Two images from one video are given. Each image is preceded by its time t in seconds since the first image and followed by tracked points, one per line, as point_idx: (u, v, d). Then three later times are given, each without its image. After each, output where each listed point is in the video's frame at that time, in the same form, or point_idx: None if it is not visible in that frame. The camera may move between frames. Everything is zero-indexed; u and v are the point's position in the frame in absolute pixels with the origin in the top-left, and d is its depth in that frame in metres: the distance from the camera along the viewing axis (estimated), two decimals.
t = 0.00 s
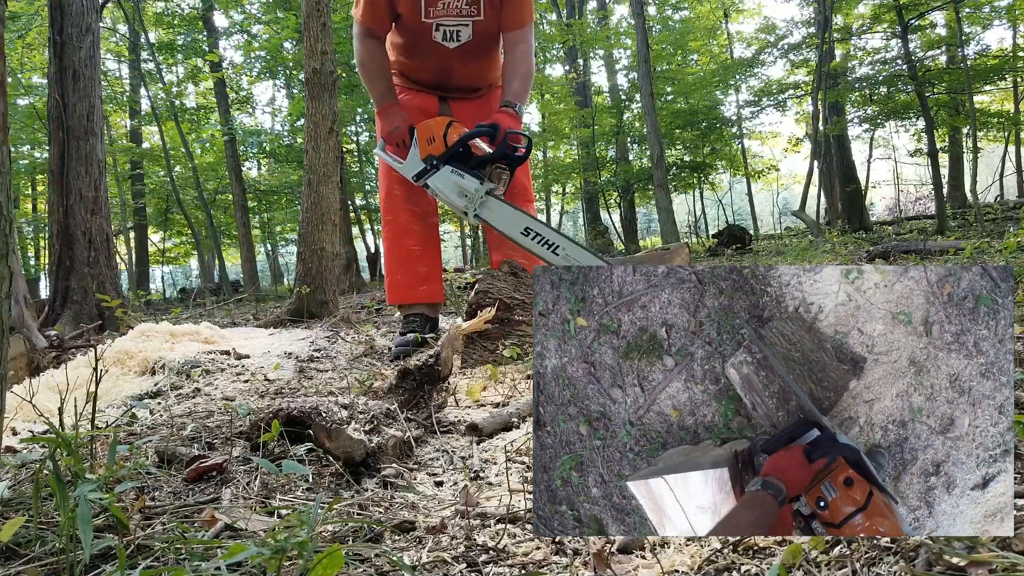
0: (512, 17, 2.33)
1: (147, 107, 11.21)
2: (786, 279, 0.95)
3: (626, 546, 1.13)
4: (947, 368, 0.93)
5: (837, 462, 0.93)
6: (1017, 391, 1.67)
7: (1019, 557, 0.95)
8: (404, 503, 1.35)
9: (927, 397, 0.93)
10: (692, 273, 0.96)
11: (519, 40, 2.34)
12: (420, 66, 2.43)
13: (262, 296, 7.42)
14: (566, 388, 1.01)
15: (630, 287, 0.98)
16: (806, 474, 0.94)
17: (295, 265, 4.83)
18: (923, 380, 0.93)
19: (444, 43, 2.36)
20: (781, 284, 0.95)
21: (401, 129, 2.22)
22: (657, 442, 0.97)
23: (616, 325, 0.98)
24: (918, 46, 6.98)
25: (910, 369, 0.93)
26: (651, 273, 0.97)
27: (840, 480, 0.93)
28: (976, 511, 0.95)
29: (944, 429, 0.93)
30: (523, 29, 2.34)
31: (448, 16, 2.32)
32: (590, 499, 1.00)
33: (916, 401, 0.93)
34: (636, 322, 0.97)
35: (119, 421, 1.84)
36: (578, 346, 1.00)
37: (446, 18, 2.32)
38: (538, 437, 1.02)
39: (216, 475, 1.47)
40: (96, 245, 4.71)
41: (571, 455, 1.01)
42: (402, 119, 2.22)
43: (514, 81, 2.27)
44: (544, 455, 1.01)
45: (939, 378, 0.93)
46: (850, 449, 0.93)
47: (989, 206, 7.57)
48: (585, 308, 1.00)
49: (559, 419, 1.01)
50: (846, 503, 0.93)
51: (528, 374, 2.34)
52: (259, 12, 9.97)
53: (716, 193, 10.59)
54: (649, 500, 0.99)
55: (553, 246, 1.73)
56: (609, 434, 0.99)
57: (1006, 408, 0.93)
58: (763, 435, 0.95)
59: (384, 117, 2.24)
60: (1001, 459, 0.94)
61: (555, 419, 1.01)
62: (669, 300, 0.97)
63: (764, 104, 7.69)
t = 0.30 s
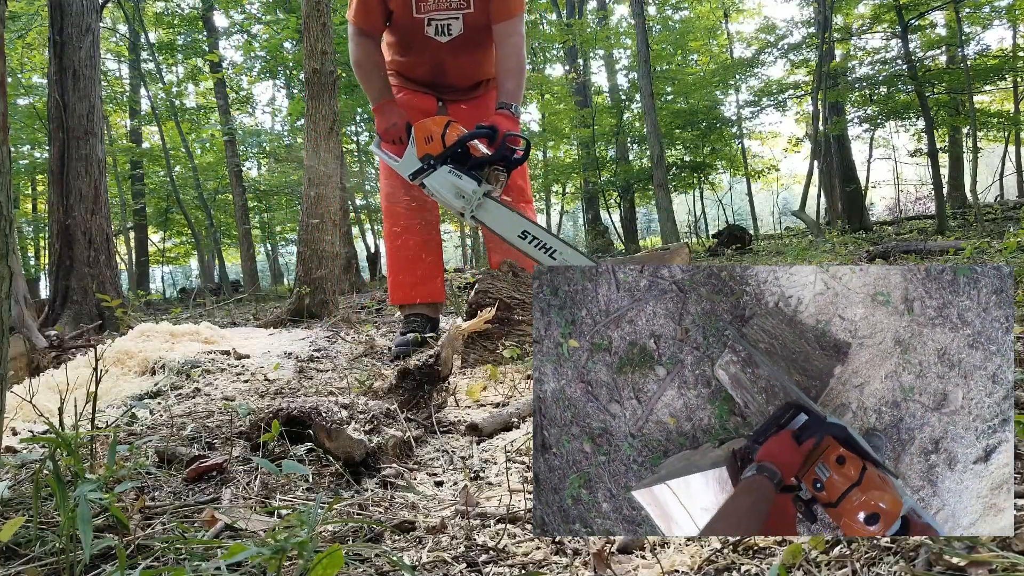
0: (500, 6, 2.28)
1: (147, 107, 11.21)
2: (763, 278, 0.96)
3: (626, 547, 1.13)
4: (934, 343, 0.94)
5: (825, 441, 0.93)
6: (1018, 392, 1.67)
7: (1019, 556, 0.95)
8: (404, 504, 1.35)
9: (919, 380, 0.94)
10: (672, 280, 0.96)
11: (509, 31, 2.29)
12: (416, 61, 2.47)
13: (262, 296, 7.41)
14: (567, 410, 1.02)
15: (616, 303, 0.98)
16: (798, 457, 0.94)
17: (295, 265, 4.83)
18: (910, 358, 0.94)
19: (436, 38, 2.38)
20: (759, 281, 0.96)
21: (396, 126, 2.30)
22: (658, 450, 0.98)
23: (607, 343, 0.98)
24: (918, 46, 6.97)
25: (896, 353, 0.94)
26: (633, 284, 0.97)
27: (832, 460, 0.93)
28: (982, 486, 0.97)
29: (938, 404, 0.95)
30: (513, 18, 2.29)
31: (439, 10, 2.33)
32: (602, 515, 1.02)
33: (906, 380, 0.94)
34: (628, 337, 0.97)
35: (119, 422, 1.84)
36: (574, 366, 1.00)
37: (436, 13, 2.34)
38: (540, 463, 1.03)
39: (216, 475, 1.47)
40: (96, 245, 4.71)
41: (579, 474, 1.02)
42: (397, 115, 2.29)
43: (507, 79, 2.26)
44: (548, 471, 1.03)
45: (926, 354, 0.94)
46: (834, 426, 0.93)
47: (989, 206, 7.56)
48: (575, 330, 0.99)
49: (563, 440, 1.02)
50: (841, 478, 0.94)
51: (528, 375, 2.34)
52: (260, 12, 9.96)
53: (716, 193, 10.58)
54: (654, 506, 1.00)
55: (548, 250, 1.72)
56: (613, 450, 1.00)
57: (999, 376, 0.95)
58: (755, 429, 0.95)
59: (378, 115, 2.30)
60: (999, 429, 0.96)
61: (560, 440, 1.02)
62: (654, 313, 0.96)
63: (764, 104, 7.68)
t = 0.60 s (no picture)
0: (496, 6, 2.28)
1: (147, 107, 11.21)
2: (732, 279, 0.96)
3: (626, 547, 1.13)
4: (913, 319, 0.93)
5: (817, 437, 0.95)
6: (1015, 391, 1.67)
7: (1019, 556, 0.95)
8: (405, 503, 1.35)
9: (905, 361, 0.94)
10: (645, 295, 0.97)
11: (506, 28, 2.30)
12: (416, 64, 2.48)
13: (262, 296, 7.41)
14: (561, 437, 1.01)
15: (594, 325, 0.98)
16: (791, 454, 0.96)
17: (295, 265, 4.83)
18: (890, 338, 0.93)
19: (436, 40, 2.40)
20: (729, 282, 0.96)
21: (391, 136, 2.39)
22: (655, 464, 0.98)
23: (590, 365, 0.98)
24: (918, 46, 6.96)
25: (877, 337, 0.93)
26: (606, 303, 0.98)
27: (825, 454, 0.94)
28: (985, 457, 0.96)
29: (927, 379, 0.94)
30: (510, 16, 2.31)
31: (437, 13, 2.35)
32: (606, 527, 1.02)
33: (889, 360, 0.93)
34: (610, 356, 0.97)
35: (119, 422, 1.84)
36: (561, 394, 1.00)
37: (435, 15, 2.36)
38: (541, 492, 1.03)
39: (216, 475, 1.47)
40: (96, 245, 4.71)
41: (581, 500, 1.02)
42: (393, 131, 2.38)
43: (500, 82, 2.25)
44: (547, 498, 1.03)
45: (907, 332, 0.93)
46: (825, 421, 0.95)
47: (989, 206, 7.56)
48: (557, 357, 1.01)
49: (560, 468, 1.02)
50: (835, 471, 0.95)
51: (528, 374, 2.34)
52: (259, 12, 9.97)
53: (716, 193, 10.58)
54: (656, 521, 1.01)
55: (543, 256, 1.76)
56: (611, 471, 1.00)
57: (984, 343, 0.94)
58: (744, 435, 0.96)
59: (374, 130, 2.39)
60: (992, 396, 0.95)
61: (557, 469, 1.01)
62: (631, 329, 0.97)
63: (764, 104, 7.68)
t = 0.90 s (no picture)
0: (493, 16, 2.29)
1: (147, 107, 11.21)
2: (732, 276, 0.96)
3: (626, 546, 1.13)
4: (925, 311, 0.93)
5: (821, 445, 0.95)
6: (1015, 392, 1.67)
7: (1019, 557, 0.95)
8: (405, 503, 1.35)
9: (920, 356, 0.94)
10: (645, 299, 0.98)
11: (502, 39, 2.30)
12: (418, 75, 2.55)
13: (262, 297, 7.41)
14: (571, 443, 1.02)
15: (598, 332, 0.99)
16: (796, 464, 0.96)
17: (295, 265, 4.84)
18: (900, 337, 0.93)
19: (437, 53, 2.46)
20: (728, 280, 0.97)
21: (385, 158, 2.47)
22: (663, 473, 0.99)
23: (595, 372, 0.99)
24: (918, 46, 6.96)
25: (886, 331, 0.93)
26: (608, 309, 0.99)
27: (830, 460, 0.94)
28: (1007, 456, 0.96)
29: (944, 375, 0.94)
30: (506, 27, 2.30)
31: (437, 26, 2.41)
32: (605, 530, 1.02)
33: (899, 354, 0.93)
34: (615, 362, 0.98)
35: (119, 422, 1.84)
36: (570, 401, 1.01)
37: (435, 28, 2.42)
38: (552, 498, 1.03)
39: (216, 475, 1.47)
40: (95, 245, 4.71)
41: (595, 504, 1.02)
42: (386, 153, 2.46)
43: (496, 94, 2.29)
44: (561, 504, 1.03)
45: (919, 325, 0.93)
46: (829, 428, 0.94)
47: (989, 205, 7.55)
48: (564, 365, 1.01)
49: (572, 474, 1.02)
50: (840, 478, 0.94)
51: (529, 374, 2.34)
52: (260, 12, 9.97)
53: (716, 193, 10.58)
54: (664, 528, 1.01)
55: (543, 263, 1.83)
56: (622, 477, 1.00)
57: (1002, 334, 0.94)
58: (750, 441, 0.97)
59: (368, 150, 2.49)
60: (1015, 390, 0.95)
61: (569, 475, 1.02)
62: (634, 335, 0.98)
63: (764, 104, 7.68)
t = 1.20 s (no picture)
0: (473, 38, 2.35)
1: (147, 107, 11.20)
2: (706, 296, 0.97)
3: (626, 546, 1.13)
4: (913, 300, 0.96)
5: (813, 464, 0.95)
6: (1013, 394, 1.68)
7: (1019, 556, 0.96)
8: (404, 504, 1.35)
9: (912, 350, 0.96)
10: (631, 335, 0.99)
11: (485, 57, 2.38)
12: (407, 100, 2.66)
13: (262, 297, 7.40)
14: (586, 482, 1.06)
15: (593, 373, 1.02)
16: (789, 489, 0.97)
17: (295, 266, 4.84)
18: (889, 333, 0.95)
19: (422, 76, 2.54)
20: (706, 301, 0.97)
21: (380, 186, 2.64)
22: (673, 500, 1.01)
23: (596, 412, 1.03)
24: (918, 46, 6.94)
25: (874, 330, 0.95)
26: (600, 349, 1.01)
27: (823, 477, 0.97)
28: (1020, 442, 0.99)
29: (942, 366, 0.97)
30: (489, 43, 2.38)
31: (420, 50, 2.47)
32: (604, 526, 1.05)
33: (889, 351, 0.96)
34: (612, 400, 1.01)
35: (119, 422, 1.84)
36: (579, 443, 1.05)
37: (418, 52, 2.48)
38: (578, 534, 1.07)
39: (216, 475, 1.47)
40: (95, 245, 4.71)
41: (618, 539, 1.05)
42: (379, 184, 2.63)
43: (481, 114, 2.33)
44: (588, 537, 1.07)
45: (910, 316, 0.96)
46: (817, 446, 0.95)
47: (989, 206, 7.53)
48: (568, 409, 1.05)
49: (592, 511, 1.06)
50: (837, 494, 0.97)
51: (528, 374, 2.35)
52: (260, 12, 9.97)
53: (716, 193, 10.56)
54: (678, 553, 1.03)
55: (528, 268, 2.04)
56: (637, 510, 1.03)
57: (1000, 311, 0.98)
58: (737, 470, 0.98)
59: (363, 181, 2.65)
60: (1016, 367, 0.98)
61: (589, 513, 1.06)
62: (625, 369, 0.99)
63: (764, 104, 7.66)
